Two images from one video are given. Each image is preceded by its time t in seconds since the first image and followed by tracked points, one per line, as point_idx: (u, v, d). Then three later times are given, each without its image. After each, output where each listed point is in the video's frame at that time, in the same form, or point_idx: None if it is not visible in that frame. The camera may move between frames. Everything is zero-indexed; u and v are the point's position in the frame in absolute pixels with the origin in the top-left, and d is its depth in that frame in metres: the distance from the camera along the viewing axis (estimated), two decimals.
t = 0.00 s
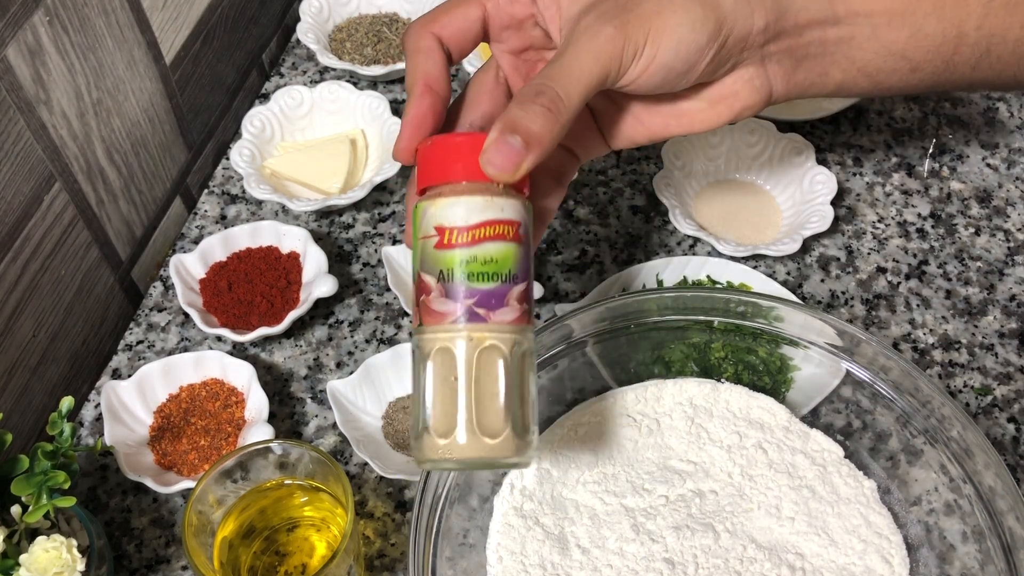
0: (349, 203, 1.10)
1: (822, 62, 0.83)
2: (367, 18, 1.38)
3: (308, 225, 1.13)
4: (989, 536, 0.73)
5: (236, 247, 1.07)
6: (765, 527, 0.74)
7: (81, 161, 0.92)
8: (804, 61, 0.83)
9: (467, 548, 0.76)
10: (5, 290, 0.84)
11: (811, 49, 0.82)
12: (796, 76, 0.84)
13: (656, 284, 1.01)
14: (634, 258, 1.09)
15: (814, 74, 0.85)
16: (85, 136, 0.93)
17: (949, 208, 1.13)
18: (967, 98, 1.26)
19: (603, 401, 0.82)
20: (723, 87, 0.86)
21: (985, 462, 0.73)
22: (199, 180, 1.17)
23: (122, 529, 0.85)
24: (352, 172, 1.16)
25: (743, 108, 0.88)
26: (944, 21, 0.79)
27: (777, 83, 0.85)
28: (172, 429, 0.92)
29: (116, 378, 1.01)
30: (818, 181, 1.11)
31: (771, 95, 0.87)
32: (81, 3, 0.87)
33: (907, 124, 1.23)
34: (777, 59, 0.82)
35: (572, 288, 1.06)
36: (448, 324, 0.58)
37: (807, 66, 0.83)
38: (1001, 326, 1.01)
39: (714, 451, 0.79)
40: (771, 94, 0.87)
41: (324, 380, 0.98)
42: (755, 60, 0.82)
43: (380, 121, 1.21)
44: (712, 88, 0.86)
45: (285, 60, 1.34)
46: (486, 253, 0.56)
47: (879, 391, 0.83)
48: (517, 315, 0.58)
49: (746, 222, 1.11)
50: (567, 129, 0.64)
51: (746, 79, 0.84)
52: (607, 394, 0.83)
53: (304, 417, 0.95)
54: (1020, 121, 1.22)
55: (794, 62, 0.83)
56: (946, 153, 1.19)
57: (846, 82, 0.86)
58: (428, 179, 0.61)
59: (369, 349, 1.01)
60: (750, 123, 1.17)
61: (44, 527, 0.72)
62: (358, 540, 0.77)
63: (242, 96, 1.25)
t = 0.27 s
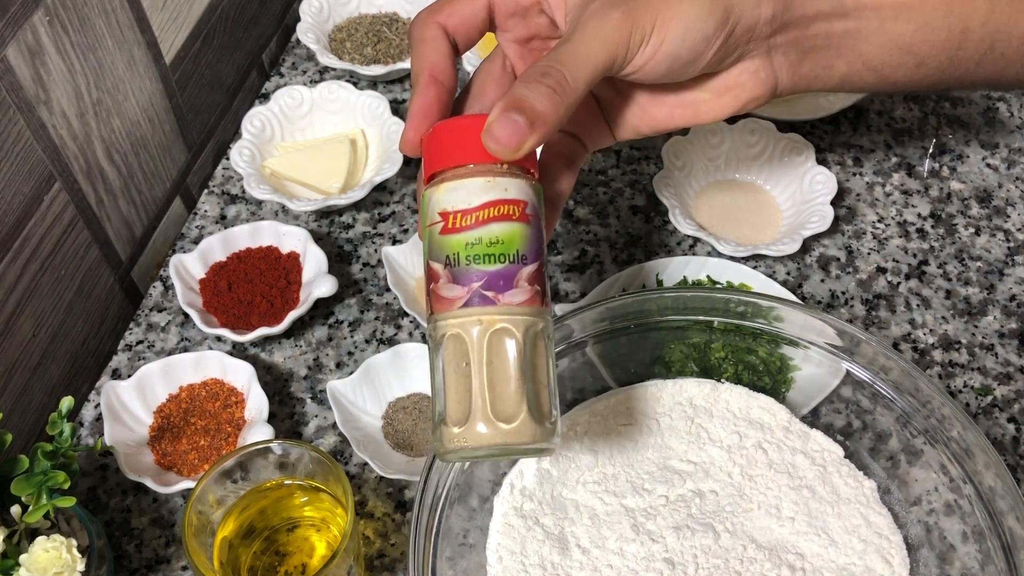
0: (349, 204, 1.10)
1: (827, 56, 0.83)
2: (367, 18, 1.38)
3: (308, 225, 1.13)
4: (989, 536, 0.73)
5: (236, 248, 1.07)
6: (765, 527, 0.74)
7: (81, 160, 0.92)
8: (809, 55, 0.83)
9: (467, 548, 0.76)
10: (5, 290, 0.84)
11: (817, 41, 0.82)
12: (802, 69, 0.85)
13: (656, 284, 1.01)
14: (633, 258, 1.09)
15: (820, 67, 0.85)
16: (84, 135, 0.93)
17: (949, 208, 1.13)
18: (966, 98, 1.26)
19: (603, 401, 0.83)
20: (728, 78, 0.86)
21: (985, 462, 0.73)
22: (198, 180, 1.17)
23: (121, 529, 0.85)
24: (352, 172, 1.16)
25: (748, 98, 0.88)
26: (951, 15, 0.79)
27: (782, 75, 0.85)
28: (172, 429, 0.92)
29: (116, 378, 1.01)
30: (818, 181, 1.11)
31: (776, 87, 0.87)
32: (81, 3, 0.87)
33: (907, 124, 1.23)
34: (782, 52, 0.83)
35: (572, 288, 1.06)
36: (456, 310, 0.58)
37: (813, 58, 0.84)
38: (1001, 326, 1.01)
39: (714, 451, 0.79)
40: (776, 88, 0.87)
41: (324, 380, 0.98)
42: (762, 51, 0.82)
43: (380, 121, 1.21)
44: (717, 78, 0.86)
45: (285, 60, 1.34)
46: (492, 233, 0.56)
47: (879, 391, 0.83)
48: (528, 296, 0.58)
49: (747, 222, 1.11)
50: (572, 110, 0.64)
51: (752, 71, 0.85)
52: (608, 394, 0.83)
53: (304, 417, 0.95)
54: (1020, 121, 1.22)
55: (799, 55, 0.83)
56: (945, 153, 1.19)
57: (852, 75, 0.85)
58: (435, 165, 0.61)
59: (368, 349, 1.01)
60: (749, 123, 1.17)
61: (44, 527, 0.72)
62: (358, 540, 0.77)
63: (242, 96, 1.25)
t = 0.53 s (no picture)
0: (349, 204, 1.10)
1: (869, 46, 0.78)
2: (367, 18, 1.37)
3: (308, 225, 1.13)
4: (989, 536, 0.73)
5: (237, 247, 1.07)
6: (765, 527, 0.74)
7: (81, 161, 0.92)
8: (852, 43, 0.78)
9: (467, 548, 0.76)
10: (4, 290, 0.84)
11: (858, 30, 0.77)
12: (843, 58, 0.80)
13: (655, 284, 1.01)
14: (633, 258, 1.09)
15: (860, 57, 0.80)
16: (85, 135, 0.93)
17: (949, 208, 1.13)
18: (967, 98, 1.26)
19: (603, 402, 0.83)
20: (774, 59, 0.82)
21: (985, 462, 0.73)
22: (199, 180, 1.17)
23: (122, 529, 0.85)
24: (352, 172, 1.16)
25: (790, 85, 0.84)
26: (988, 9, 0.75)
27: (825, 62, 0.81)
28: (172, 429, 0.92)
29: (116, 378, 0.98)
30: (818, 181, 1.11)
31: (817, 75, 0.82)
32: (81, 4, 0.87)
33: (907, 124, 1.23)
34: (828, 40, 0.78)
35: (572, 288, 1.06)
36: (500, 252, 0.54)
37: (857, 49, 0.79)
38: (1001, 326, 1.00)
39: (714, 451, 0.79)
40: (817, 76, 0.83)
41: (324, 380, 0.98)
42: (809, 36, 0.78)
43: (380, 121, 1.21)
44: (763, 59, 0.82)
45: (285, 60, 1.33)
46: (553, 188, 0.53)
47: (879, 391, 0.83)
48: (564, 257, 0.56)
49: (747, 222, 1.11)
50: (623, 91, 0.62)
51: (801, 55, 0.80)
52: (607, 395, 0.83)
53: (304, 417, 0.95)
54: (1020, 121, 1.22)
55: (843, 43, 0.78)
56: (946, 153, 1.19)
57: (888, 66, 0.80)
58: (487, 96, 0.56)
59: (369, 349, 1.01)
60: (749, 122, 1.17)
61: (44, 527, 0.72)
62: (358, 540, 0.77)
63: (242, 96, 1.25)
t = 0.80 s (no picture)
0: (349, 204, 1.10)
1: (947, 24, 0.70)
2: (367, 18, 1.37)
3: (308, 225, 1.13)
4: (988, 536, 0.73)
5: (237, 247, 1.07)
6: (765, 526, 0.74)
7: (81, 160, 0.92)
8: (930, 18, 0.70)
9: (467, 548, 0.76)
10: (5, 290, 0.84)
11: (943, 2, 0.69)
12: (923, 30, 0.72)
13: (655, 283, 1.01)
14: (633, 258, 1.09)
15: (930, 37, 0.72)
16: (85, 136, 0.93)
17: (948, 208, 1.13)
18: (966, 98, 1.26)
19: (603, 401, 0.82)
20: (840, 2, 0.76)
21: (984, 462, 0.74)
22: (199, 180, 1.17)
23: (122, 529, 0.86)
24: (352, 172, 1.17)
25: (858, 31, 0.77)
26: None
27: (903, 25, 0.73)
28: (172, 429, 0.92)
29: (116, 378, 0.98)
30: (817, 181, 1.11)
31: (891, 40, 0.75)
32: (81, 4, 0.87)
33: (907, 124, 1.23)
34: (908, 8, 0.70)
35: (572, 288, 1.06)
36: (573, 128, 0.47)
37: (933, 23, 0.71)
38: (1001, 326, 1.01)
39: (714, 451, 0.79)
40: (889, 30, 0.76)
41: (324, 380, 0.99)
42: None
43: (380, 121, 1.21)
44: None
45: (285, 60, 1.33)
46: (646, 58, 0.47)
47: (878, 391, 0.83)
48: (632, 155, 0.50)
49: (746, 222, 1.11)
50: None
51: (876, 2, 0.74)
52: (606, 394, 0.83)
53: (304, 417, 0.95)
54: (1019, 121, 1.23)
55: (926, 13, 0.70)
56: (945, 153, 1.19)
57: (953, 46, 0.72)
58: None
59: (369, 349, 1.01)
60: (749, 123, 1.17)
61: (44, 527, 0.72)
62: (358, 540, 0.78)
63: (242, 96, 1.25)
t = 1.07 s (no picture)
0: (349, 204, 1.10)
1: None
2: (368, 18, 1.37)
3: (308, 225, 1.14)
4: (988, 536, 0.73)
5: (237, 247, 1.07)
6: (765, 526, 0.74)
7: (81, 161, 0.92)
8: None
9: (467, 548, 0.76)
10: (5, 291, 0.84)
11: None
12: None
13: (656, 283, 1.01)
14: (633, 258, 1.09)
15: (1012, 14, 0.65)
16: (85, 136, 0.93)
17: (948, 208, 1.13)
18: (966, 98, 1.26)
19: (603, 401, 0.82)
20: None
21: (984, 461, 0.74)
22: (199, 180, 1.17)
23: (122, 529, 0.86)
24: (352, 172, 1.17)
25: None
26: None
27: None
28: (173, 429, 0.92)
29: (116, 378, 0.98)
30: (818, 181, 1.11)
31: None
32: (81, 4, 0.87)
33: (906, 124, 1.23)
34: None
35: (572, 288, 1.06)
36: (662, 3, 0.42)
37: None
38: (1001, 326, 1.01)
39: (714, 451, 0.79)
40: None
41: (324, 380, 0.99)
42: None
43: (380, 121, 1.21)
44: None
45: (285, 60, 1.33)
46: None
47: (878, 391, 0.83)
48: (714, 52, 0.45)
49: (746, 222, 1.11)
50: None
51: None
52: (606, 394, 0.83)
53: (304, 417, 0.95)
54: (1018, 121, 1.23)
55: None
56: (945, 153, 1.19)
57: None
58: None
59: (369, 349, 1.02)
60: (749, 123, 1.17)
61: (44, 527, 0.72)
62: (358, 540, 0.78)
63: (242, 96, 1.25)
